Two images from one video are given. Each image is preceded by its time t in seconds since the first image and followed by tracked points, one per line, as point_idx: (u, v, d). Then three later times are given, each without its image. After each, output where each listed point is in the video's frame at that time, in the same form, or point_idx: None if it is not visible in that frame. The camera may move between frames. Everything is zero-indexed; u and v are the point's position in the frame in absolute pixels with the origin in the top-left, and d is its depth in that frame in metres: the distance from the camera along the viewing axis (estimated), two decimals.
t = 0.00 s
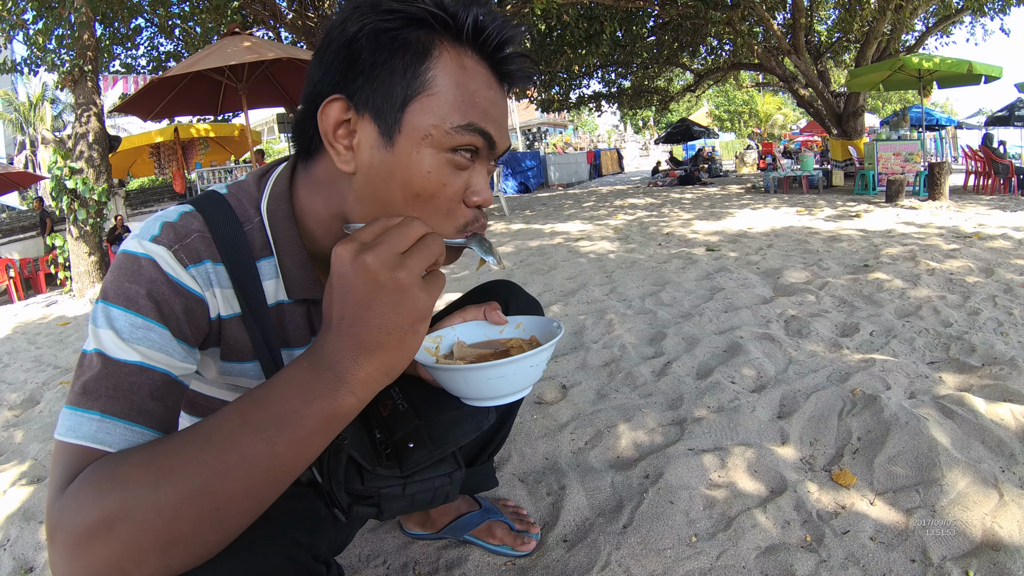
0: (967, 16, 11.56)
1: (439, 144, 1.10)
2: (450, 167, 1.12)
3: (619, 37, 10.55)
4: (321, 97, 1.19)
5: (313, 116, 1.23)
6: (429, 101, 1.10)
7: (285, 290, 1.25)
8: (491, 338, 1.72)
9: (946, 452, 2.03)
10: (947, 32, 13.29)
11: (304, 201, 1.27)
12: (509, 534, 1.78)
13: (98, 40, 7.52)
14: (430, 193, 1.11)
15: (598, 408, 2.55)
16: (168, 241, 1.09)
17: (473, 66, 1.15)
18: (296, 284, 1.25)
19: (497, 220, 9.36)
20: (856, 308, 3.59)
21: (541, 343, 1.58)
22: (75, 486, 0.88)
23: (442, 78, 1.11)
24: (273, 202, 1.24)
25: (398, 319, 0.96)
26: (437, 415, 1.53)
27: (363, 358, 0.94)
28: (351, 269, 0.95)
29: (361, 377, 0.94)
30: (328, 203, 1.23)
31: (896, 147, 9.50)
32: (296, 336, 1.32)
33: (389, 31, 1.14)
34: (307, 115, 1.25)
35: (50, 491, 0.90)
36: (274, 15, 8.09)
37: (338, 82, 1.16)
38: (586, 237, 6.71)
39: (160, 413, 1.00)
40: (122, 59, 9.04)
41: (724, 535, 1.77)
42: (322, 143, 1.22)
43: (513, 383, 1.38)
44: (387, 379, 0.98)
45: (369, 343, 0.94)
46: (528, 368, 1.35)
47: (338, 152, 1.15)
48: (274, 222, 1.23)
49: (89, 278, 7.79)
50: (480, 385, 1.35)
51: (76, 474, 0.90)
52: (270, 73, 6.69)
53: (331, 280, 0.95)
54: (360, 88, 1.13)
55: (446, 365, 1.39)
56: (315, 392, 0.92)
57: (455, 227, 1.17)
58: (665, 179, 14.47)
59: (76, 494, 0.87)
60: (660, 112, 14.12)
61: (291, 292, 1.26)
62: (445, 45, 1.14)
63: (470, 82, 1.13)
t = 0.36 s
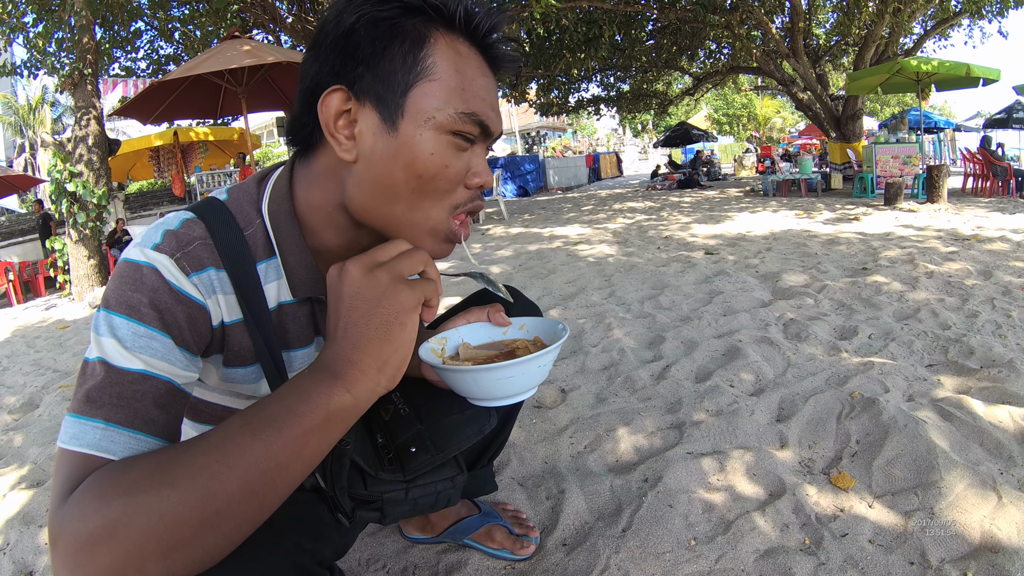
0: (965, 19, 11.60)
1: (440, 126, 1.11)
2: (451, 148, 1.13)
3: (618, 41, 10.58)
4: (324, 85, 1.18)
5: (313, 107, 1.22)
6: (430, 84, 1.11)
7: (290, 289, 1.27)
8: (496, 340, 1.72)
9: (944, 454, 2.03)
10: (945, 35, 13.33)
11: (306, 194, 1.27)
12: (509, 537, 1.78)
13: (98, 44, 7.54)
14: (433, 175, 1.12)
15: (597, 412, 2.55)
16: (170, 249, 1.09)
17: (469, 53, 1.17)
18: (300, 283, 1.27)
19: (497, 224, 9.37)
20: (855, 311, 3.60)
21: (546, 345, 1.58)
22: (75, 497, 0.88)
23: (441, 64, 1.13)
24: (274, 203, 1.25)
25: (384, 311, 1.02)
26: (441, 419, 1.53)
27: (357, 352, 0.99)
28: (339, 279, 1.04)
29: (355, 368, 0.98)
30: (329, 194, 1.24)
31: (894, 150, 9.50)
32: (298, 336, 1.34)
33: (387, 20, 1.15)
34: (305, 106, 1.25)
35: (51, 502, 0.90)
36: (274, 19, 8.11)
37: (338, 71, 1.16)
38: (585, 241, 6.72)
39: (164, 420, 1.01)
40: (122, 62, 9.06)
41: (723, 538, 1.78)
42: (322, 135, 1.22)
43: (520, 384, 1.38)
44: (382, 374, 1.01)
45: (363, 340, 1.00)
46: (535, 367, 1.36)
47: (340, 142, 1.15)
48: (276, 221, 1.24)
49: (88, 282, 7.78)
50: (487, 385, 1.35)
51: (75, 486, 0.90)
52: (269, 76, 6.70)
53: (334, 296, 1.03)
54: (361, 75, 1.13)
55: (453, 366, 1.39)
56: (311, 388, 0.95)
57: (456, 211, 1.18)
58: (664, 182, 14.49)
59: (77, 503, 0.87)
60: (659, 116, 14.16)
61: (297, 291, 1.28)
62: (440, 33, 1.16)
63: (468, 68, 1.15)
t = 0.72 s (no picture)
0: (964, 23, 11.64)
1: (437, 137, 1.12)
2: (449, 159, 1.14)
3: (617, 44, 10.62)
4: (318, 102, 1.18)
5: (309, 121, 1.22)
6: (425, 96, 1.12)
7: (290, 296, 1.28)
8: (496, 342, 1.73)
9: (943, 458, 2.04)
10: (944, 38, 13.38)
11: (305, 203, 1.28)
12: (508, 541, 1.78)
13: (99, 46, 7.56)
14: (431, 185, 1.13)
15: (595, 416, 2.56)
16: (172, 255, 1.09)
17: (463, 60, 1.17)
18: (300, 289, 1.28)
19: (496, 227, 9.38)
20: (853, 314, 3.61)
21: (545, 347, 1.59)
22: (76, 501, 0.88)
23: (435, 75, 1.13)
24: (274, 209, 1.27)
25: (385, 326, 1.02)
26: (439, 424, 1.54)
27: (360, 364, 0.99)
28: (341, 293, 1.02)
29: (358, 380, 0.98)
30: (328, 204, 1.24)
31: (893, 153, 9.50)
32: (298, 342, 1.34)
33: (379, 34, 1.15)
34: (301, 119, 1.25)
35: (52, 506, 0.91)
36: (274, 22, 8.13)
37: (332, 86, 1.16)
38: (585, 245, 6.73)
39: (165, 424, 1.01)
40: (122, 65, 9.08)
41: (721, 541, 1.78)
42: (319, 148, 1.22)
43: (517, 388, 1.39)
44: (384, 386, 1.01)
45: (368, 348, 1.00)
46: (532, 370, 1.36)
47: (337, 156, 1.15)
48: (277, 229, 1.26)
49: (87, 283, 7.77)
50: (485, 388, 1.36)
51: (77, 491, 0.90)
52: (269, 79, 6.71)
53: (333, 308, 1.02)
54: (355, 89, 1.13)
55: (450, 369, 1.40)
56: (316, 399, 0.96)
57: (457, 218, 1.19)
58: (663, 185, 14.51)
59: (79, 506, 0.87)
60: (659, 119, 14.19)
61: (297, 296, 1.28)
62: (433, 44, 1.16)
63: (462, 77, 1.15)
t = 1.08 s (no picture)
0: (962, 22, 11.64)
1: (424, 114, 1.11)
2: (437, 138, 1.13)
3: (616, 44, 10.60)
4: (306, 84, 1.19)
5: (299, 104, 1.24)
6: (412, 74, 1.12)
7: (288, 292, 1.27)
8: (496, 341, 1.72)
9: (942, 457, 2.04)
10: (943, 38, 13.37)
11: (298, 194, 1.27)
12: (507, 540, 1.78)
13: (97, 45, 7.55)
14: (419, 164, 1.11)
15: (594, 415, 2.55)
16: (171, 254, 1.09)
17: (450, 41, 1.18)
18: (298, 285, 1.27)
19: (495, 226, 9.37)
20: (853, 313, 3.61)
21: (545, 346, 1.58)
22: (75, 504, 0.87)
23: (422, 53, 1.14)
24: (271, 202, 1.26)
25: (376, 329, 0.98)
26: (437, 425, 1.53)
27: (353, 362, 0.98)
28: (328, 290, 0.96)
29: (355, 380, 0.98)
30: (320, 193, 1.23)
31: (892, 153, 9.50)
32: (296, 338, 1.33)
33: (366, 12, 1.17)
34: (292, 105, 1.26)
35: (50, 508, 0.90)
36: (273, 21, 8.12)
37: (322, 67, 1.17)
38: (584, 244, 6.73)
39: (166, 426, 1.01)
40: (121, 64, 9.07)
41: (720, 541, 1.78)
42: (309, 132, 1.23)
43: (517, 387, 1.38)
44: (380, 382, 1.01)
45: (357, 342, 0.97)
46: (531, 369, 1.35)
47: (325, 136, 1.15)
48: (272, 219, 1.25)
49: (86, 283, 7.74)
50: (484, 388, 1.36)
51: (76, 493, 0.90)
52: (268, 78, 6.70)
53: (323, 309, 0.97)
54: (342, 69, 1.14)
55: (450, 369, 1.39)
56: (316, 393, 0.96)
57: (447, 200, 1.18)
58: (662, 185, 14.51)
59: (79, 508, 0.86)
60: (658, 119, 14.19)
61: (294, 292, 1.28)
62: (421, 23, 1.16)
63: (449, 56, 1.16)
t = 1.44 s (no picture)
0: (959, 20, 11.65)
1: (423, 105, 1.11)
2: (437, 128, 1.12)
3: (614, 44, 10.60)
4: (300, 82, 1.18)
5: (295, 102, 1.23)
6: (408, 64, 1.12)
7: (288, 295, 1.24)
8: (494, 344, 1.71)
9: (942, 455, 2.03)
10: (939, 36, 13.39)
11: (297, 196, 1.26)
12: (505, 541, 1.77)
13: (94, 48, 7.54)
14: (420, 154, 1.10)
15: (593, 415, 2.54)
16: (168, 257, 1.07)
17: (443, 32, 1.18)
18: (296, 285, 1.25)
19: (494, 227, 9.36)
20: (852, 312, 3.60)
21: (542, 349, 1.58)
22: (67, 509, 0.86)
23: (417, 45, 1.14)
24: (270, 204, 1.25)
25: (358, 327, 0.99)
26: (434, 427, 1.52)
27: (342, 363, 0.98)
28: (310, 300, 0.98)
29: (346, 381, 0.98)
30: (320, 193, 1.22)
31: (890, 151, 9.50)
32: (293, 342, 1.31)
33: (360, 7, 1.16)
34: (288, 105, 1.25)
35: (42, 513, 0.89)
36: (271, 23, 8.11)
37: (317, 64, 1.16)
38: (582, 244, 6.72)
39: (160, 432, 1.00)
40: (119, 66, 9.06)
41: (720, 541, 1.77)
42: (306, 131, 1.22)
43: (513, 391, 1.38)
44: (373, 383, 1.01)
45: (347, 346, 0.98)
46: (527, 374, 1.35)
47: (323, 133, 1.14)
48: (271, 222, 1.24)
49: (85, 286, 7.72)
50: (480, 392, 1.35)
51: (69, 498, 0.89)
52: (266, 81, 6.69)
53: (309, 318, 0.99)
54: (338, 63, 1.14)
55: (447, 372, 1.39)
56: (310, 395, 0.96)
57: (450, 192, 1.16)
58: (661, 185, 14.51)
59: (71, 513, 0.86)
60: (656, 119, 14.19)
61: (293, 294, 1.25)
62: (414, 15, 1.16)
63: (444, 47, 1.16)
